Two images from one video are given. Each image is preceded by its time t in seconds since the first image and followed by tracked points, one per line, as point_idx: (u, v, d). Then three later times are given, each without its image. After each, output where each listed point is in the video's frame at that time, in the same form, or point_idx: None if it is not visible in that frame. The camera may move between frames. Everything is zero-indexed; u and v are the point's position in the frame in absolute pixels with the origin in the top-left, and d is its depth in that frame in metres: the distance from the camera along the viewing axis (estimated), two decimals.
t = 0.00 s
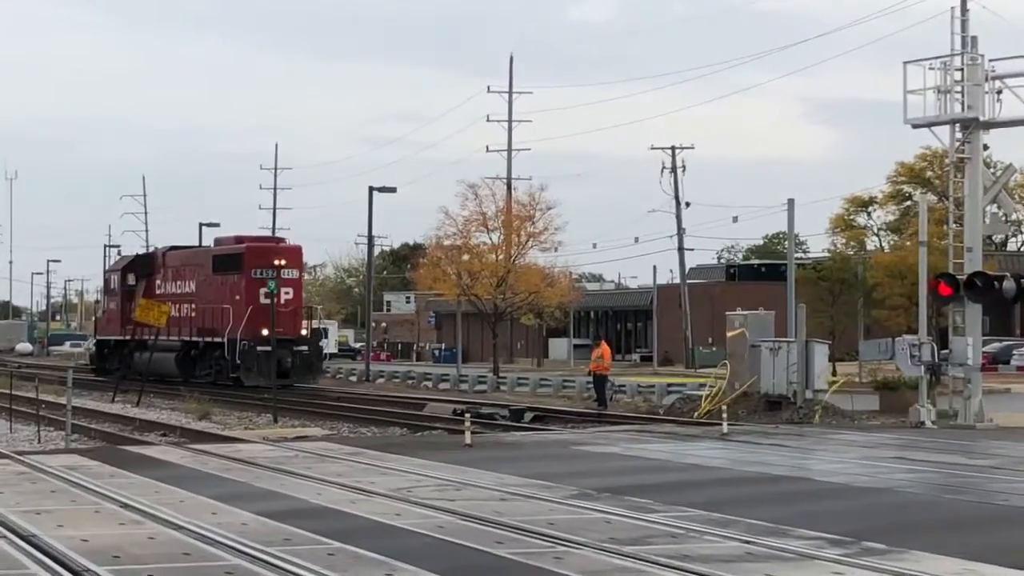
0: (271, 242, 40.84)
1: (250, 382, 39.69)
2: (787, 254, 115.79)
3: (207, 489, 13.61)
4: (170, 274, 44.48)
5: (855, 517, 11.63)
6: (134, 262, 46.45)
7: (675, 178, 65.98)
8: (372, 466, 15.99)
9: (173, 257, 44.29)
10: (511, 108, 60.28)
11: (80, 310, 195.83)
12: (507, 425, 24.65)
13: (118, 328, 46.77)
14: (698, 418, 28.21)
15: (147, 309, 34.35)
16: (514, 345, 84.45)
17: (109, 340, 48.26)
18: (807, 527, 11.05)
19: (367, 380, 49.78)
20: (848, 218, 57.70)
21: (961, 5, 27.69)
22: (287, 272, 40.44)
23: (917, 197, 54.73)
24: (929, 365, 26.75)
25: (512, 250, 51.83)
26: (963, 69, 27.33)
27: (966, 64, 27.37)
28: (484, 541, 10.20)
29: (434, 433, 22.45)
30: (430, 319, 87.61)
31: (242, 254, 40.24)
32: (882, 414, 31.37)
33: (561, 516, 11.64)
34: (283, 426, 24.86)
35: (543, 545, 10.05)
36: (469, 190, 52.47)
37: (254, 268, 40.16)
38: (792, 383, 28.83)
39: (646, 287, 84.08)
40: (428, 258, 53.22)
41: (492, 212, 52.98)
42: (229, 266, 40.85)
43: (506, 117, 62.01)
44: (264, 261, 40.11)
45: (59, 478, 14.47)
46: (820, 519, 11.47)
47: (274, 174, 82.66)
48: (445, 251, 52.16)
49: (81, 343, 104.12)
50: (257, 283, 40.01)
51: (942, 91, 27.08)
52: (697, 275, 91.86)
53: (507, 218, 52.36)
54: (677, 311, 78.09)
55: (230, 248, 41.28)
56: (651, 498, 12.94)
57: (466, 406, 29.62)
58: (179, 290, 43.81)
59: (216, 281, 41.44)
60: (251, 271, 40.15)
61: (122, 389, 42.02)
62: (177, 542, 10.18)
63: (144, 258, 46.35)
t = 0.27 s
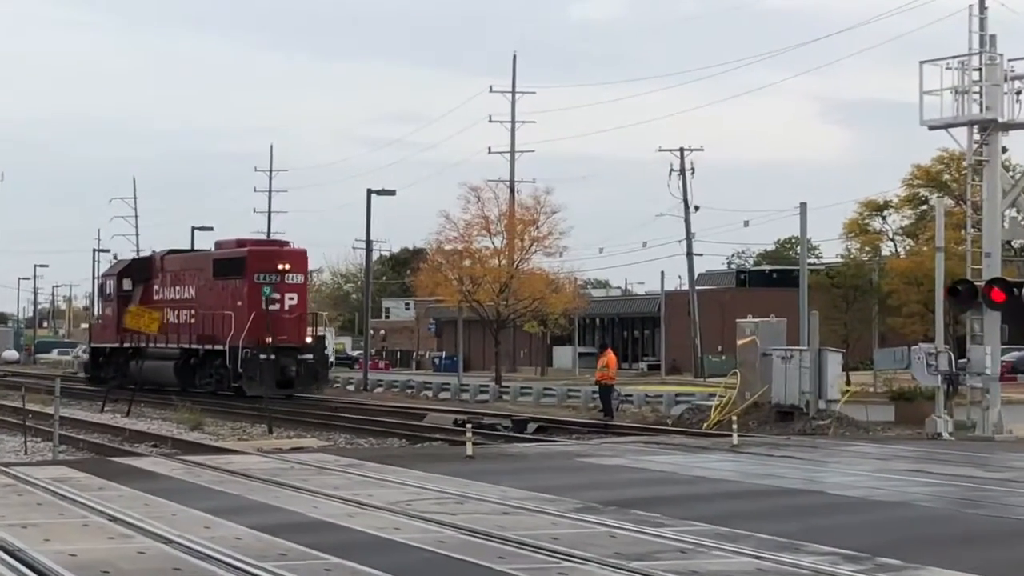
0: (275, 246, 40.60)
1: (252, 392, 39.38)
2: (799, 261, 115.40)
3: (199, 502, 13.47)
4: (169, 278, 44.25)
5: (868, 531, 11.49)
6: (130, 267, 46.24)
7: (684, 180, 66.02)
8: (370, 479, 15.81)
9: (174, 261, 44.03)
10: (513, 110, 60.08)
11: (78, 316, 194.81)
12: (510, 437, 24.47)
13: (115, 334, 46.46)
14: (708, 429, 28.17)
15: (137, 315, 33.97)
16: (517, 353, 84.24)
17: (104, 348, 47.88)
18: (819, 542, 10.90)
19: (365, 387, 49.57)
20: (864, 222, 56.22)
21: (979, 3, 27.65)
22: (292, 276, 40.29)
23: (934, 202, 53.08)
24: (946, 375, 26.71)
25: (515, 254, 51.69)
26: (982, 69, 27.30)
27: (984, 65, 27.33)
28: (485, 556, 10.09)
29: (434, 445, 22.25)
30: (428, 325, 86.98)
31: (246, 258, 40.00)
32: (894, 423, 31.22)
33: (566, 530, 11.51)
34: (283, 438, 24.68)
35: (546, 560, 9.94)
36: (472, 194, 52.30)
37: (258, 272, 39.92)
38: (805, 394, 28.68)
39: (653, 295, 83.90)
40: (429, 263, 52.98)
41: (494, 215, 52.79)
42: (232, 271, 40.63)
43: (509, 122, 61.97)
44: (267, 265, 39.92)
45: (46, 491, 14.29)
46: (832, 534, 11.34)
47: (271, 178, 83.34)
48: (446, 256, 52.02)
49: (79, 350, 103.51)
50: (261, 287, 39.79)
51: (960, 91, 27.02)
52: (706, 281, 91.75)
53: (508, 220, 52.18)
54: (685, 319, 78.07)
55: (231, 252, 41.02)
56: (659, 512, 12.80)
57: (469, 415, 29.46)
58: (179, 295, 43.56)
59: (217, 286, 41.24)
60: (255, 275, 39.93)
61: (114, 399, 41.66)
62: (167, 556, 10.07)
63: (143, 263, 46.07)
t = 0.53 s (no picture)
0: (284, 249, 40.44)
1: (260, 399, 39.12)
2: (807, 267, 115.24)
3: (197, 510, 13.38)
4: (177, 283, 44.13)
5: (878, 541, 11.41)
6: (134, 271, 46.20)
7: (690, 185, 65.98)
8: (371, 487, 15.73)
9: (181, 265, 43.92)
10: (518, 112, 60.01)
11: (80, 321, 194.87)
12: (514, 445, 24.41)
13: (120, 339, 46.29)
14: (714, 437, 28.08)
15: (135, 320, 33.82)
16: (520, 360, 84.16)
17: (109, 354, 47.73)
18: (827, 552, 10.84)
19: (368, 394, 49.53)
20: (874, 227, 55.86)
21: (991, 5, 27.59)
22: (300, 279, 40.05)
23: (945, 206, 52.99)
24: (958, 383, 26.51)
25: (518, 259, 51.71)
26: (994, 71, 27.22)
27: (996, 67, 27.27)
28: (488, 566, 10.02)
29: (437, 453, 22.18)
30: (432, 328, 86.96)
31: (254, 262, 39.86)
32: (902, 431, 31.13)
33: (570, 540, 11.44)
34: (286, 445, 24.62)
35: (550, 569, 9.87)
36: (475, 198, 52.28)
37: (266, 276, 39.75)
38: (812, 402, 28.57)
39: (658, 301, 83.82)
40: (431, 269, 52.90)
41: (498, 219, 52.71)
42: (240, 275, 40.49)
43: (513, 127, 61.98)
44: (276, 268, 39.73)
45: (42, 499, 14.22)
46: (841, 544, 11.26)
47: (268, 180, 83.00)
48: (448, 261, 51.97)
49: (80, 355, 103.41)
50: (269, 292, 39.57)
51: (971, 93, 26.92)
52: (713, 288, 91.74)
53: (512, 224, 52.19)
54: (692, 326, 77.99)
55: (240, 255, 40.90)
56: (665, 522, 12.72)
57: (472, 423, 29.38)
58: (187, 300, 43.44)
59: (224, 290, 41.16)
60: (263, 280, 39.78)
61: (117, 405, 41.54)
62: (164, 566, 10.01)
63: (150, 268, 45.95)
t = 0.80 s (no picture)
0: (292, 251, 40.29)
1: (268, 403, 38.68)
2: (807, 270, 115.42)
3: (196, 514, 13.37)
4: (184, 285, 44.03)
5: (878, 545, 11.41)
6: (140, 273, 46.17)
7: (690, 187, 66.08)
8: (370, 491, 15.72)
9: (189, 268, 43.80)
10: (518, 114, 60.05)
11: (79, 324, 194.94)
12: (514, 448, 24.43)
13: (126, 342, 46.12)
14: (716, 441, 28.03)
15: (134, 323, 33.76)
16: (520, 363, 84.23)
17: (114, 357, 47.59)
18: (827, 556, 10.83)
19: (366, 397, 49.57)
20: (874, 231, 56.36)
21: (992, 8, 27.59)
22: (309, 281, 39.96)
23: (945, 210, 53.15)
24: (958, 387, 26.53)
25: (518, 262, 51.77)
26: (994, 74, 27.23)
27: (997, 70, 27.29)
28: (488, 570, 10.02)
29: (437, 456, 22.18)
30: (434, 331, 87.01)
31: (262, 264, 39.66)
32: (903, 435, 31.17)
33: (571, 544, 11.43)
34: (287, 449, 24.62)
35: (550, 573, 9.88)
36: (474, 201, 52.28)
37: (274, 278, 39.62)
38: (813, 405, 28.61)
39: (658, 304, 83.89)
40: (430, 272, 52.90)
41: (498, 222, 52.71)
42: (247, 277, 40.38)
43: (513, 129, 62.04)
44: (285, 270, 39.63)
45: (41, 502, 14.20)
46: (842, 548, 11.26)
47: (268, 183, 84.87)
48: (448, 264, 51.99)
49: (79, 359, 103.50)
50: (277, 294, 39.48)
51: (972, 97, 26.95)
52: (712, 291, 91.82)
53: (511, 226, 52.21)
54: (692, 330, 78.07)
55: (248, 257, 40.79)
56: (666, 525, 12.72)
57: (473, 426, 29.39)
58: (194, 302, 43.30)
59: (231, 292, 41.07)
60: (271, 282, 39.62)
61: (116, 408, 41.50)
62: (163, 569, 10.00)
63: (156, 270, 45.83)
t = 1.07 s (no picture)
0: (300, 250, 40.18)
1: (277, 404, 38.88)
2: (809, 269, 115.36)
3: (196, 515, 13.37)
4: (191, 285, 43.90)
5: (879, 545, 11.41)
6: (146, 273, 46.06)
7: (690, 187, 66.06)
8: (371, 492, 15.73)
9: (196, 268, 43.64)
10: (518, 114, 60.00)
11: (79, 324, 194.97)
12: (514, 449, 24.44)
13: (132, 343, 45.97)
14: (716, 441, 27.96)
15: (134, 323, 33.70)
16: (521, 363, 84.21)
17: (121, 358, 47.48)
18: (828, 556, 10.84)
19: (367, 398, 49.57)
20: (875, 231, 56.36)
21: (993, 7, 27.53)
22: (318, 281, 39.89)
23: (946, 210, 53.16)
24: (958, 386, 26.52)
25: (519, 262, 51.79)
26: (995, 74, 27.18)
27: (998, 69, 27.24)
28: (488, 570, 10.03)
29: (437, 457, 22.21)
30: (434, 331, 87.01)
31: (271, 264, 39.54)
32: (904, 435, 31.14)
33: (571, 544, 11.43)
34: (289, 449, 24.60)
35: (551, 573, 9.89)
36: (475, 201, 52.24)
37: (283, 278, 39.53)
38: (814, 405, 28.55)
39: (658, 304, 83.87)
40: (431, 273, 52.90)
41: (498, 222, 52.70)
42: (255, 277, 40.25)
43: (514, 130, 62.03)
44: (294, 270, 39.55)
45: (41, 503, 14.20)
46: (842, 548, 11.27)
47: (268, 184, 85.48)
48: (448, 264, 51.98)
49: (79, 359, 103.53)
50: (287, 294, 39.39)
51: (972, 97, 26.92)
52: (713, 291, 91.81)
53: (512, 226, 52.19)
54: (692, 330, 78.02)
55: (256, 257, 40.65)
56: (666, 525, 12.73)
57: (473, 427, 29.41)
58: (201, 303, 43.15)
59: (240, 292, 40.94)
60: (280, 282, 39.53)
61: (118, 409, 41.51)
62: (164, 570, 10.00)
63: (163, 270, 45.66)
